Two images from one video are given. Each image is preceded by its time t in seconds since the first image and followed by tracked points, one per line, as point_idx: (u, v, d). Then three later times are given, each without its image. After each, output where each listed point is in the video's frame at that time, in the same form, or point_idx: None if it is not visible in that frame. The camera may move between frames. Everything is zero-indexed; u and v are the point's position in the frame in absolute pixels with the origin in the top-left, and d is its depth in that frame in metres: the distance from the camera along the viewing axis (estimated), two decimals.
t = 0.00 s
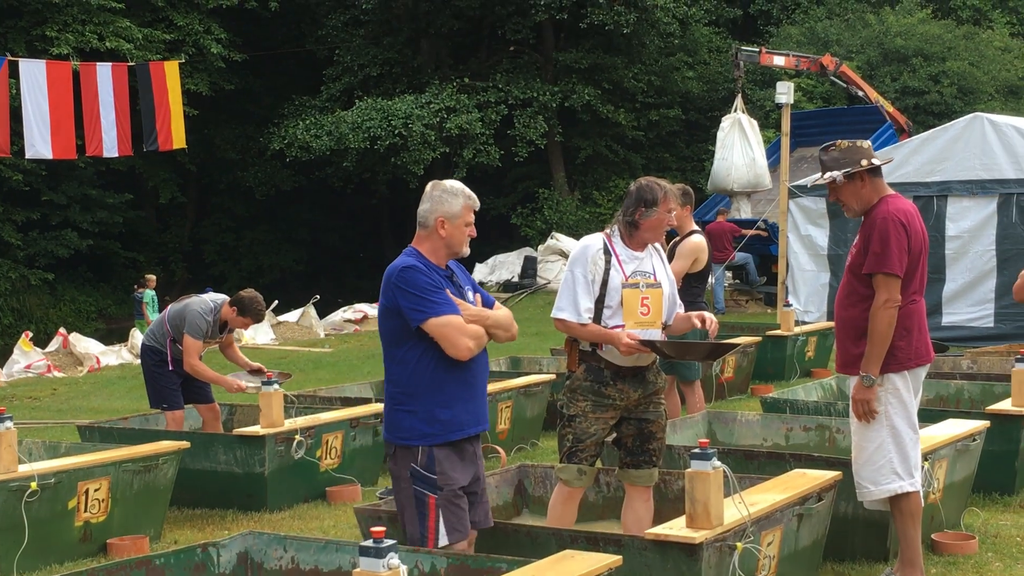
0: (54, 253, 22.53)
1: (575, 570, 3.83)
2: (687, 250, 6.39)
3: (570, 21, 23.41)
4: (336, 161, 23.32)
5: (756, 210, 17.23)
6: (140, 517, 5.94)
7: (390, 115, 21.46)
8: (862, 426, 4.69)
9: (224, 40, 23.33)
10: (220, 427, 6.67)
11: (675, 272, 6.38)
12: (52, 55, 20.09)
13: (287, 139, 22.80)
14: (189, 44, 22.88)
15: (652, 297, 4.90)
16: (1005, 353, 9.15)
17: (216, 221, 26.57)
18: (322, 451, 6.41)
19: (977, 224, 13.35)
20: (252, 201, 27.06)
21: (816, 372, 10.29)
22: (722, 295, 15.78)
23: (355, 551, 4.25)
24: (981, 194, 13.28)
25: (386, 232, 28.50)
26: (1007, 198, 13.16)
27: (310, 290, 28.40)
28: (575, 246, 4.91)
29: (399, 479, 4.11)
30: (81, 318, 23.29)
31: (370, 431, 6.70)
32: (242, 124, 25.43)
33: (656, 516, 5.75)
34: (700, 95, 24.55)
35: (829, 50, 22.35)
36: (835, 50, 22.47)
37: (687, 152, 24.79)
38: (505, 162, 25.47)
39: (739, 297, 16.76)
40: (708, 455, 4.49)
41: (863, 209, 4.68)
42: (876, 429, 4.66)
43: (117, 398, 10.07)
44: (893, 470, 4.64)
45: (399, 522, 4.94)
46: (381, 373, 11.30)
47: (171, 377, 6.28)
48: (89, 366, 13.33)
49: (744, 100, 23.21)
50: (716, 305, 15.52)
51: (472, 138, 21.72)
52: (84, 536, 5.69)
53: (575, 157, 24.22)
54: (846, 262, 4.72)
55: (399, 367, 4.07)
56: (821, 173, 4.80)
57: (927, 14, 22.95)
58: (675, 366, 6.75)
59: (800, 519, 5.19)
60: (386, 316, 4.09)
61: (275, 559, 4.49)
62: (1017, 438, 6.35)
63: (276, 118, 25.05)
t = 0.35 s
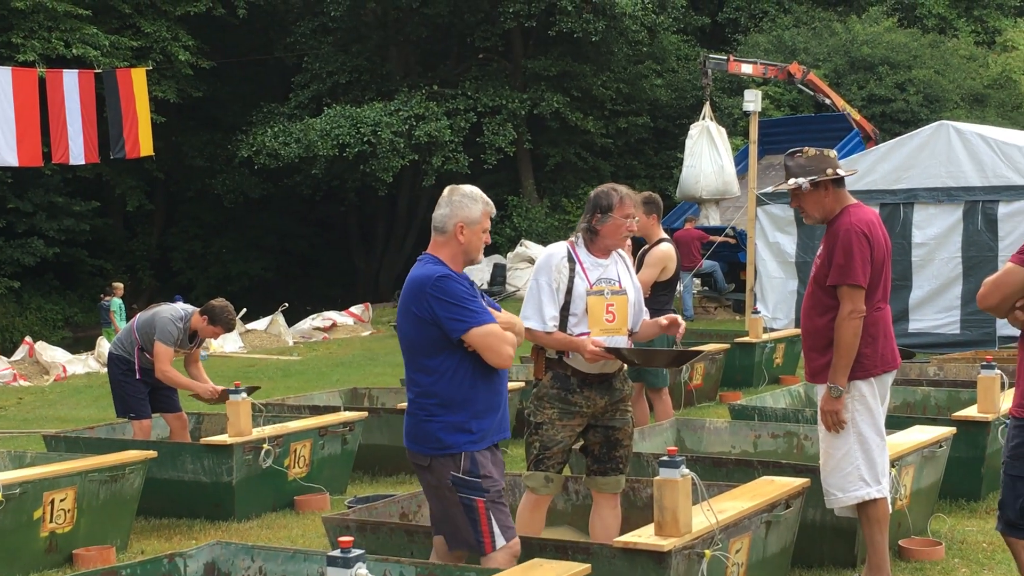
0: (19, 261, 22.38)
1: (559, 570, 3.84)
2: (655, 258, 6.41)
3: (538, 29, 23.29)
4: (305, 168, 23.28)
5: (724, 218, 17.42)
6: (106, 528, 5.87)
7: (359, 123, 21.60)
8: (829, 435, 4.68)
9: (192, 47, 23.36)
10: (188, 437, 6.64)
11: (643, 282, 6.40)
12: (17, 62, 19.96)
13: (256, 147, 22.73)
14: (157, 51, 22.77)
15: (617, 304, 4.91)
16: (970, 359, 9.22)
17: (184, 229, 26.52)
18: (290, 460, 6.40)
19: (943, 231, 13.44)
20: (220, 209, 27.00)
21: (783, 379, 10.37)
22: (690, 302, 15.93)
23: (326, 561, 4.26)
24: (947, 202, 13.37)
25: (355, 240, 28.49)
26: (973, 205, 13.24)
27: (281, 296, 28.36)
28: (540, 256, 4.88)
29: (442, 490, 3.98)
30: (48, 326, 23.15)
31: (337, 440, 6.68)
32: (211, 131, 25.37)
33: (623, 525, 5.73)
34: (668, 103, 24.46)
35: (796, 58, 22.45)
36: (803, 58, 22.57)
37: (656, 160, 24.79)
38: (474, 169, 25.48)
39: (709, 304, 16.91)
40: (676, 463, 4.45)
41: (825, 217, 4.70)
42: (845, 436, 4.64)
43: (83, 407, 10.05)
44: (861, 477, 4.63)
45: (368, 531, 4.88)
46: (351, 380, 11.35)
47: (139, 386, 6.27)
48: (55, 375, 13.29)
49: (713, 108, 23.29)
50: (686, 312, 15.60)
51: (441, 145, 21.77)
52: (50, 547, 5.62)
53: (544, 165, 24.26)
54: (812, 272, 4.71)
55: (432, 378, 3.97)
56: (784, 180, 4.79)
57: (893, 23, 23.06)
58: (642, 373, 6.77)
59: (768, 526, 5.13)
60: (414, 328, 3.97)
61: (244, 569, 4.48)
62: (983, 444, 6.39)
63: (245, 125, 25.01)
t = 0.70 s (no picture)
0: None
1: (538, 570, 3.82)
2: (631, 264, 6.42)
3: (514, 34, 23.41)
4: (281, 173, 23.25)
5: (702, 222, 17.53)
6: (81, 535, 5.83)
7: (335, 128, 21.52)
8: (805, 443, 4.68)
9: (167, 52, 23.27)
10: (164, 443, 6.62)
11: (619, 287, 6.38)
12: None
13: (231, 153, 22.63)
14: (133, 56, 22.71)
15: (584, 307, 4.91)
16: (943, 362, 9.29)
17: (160, 234, 26.45)
18: (266, 467, 6.38)
19: (917, 235, 13.55)
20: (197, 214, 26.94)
21: (761, 383, 10.42)
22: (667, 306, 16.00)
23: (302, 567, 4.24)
24: (921, 205, 13.46)
25: (332, 244, 28.49)
26: (947, 209, 13.30)
27: (260, 300, 28.32)
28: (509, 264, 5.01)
29: (498, 513, 3.72)
30: (23, 332, 23.04)
31: (314, 446, 6.67)
32: (188, 136, 25.32)
33: (600, 529, 5.73)
34: (645, 107, 24.59)
35: (771, 63, 22.55)
36: (778, 62, 22.62)
37: (632, 164, 24.82)
38: (451, 174, 25.49)
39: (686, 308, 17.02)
40: (653, 468, 4.38)
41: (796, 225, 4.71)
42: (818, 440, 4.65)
43: (58, 414, 10.02)
44: (836, 481, 4.64)
45: (345, 538, 4.82)
46: (328, 386, 11.35)
47: (114, 394, 6.25)
48: (30, 382, 13.23)
49: (688, 112, 23.38)
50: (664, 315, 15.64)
51: (417, 150, 21.80)
52: (24, 555, 5.55)
53: (521, 169, 24.27)
54: (783, 280, 4.72)
55: (489, 397, 3.68)
56: (754, 188, 4.81)
57: (867, 28, 23.14)
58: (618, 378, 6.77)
59: (745, 530, 5.09)
60: (471, 345, 3.66)
61: None
62: (957, 447, 6.45)
63: (221, 130, 24.97)
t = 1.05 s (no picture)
0: None
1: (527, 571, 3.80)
2: (627, 262, 6.44)
3: (509, 33, 23.46)
4: (276, 172, 23.23)
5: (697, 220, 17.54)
6: (77, 534, 5.84)
7: (330, 127, 21.50)
8: (795, 440, 4.69)
9: (162, 51, 23.24)
10: (158, 442, 6.62)
11: (614, 285, 6.44)
12: None
13: (226, 152, 22.51)
14: (127, 55, 22.68)
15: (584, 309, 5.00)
16: (938, 360, 9.28)
17: (155, 234, 26.44)
18: (261, 466, 6.38)
19: (912, 234, 13.54)
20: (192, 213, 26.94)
21: (756, 381, 10.42)
22: (662, 304, 16.02)
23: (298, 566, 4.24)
24: (916, 204, 13.47)
25: (327, 244, 28.50)
26: (941, 207, 13.31)
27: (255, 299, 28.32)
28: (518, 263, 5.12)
29: (535, 512, 3.63)
30: (18, 332, 23.01)
31: (309, 445, 6.67)
32: (182, 135, 25.31)
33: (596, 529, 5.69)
34: (639, 106, 24.69)
35: (767, 62, 22.56)
36: (773, 61, 22.63)
37: (627, 163, 24.82)
38: (446, 173, 25.48)
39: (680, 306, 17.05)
40: (647, 466, 4.37)
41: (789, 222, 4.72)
42: (808, 438, 4.66)
43: (52, 414, 10.01)
44: (827, 479, 4.63)
45: (340, 536, 4.81)
46: (322, 386, 11.35)
47: (108, 394, 6.24)
48: (25, 382, 13.20)
49: (683, 111, 23.41)
50: (659, 314, 15.64)
51: (412, 149, 21.81)
52: (19, 556, 5.54)
53: (516, 167, 24.26)
54: (776, 276, 4.72)
55: (539, 392, 3.60)
56: (748, 185, 4.80)
57: (861, 26, 23.14)
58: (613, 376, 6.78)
59: (739, 528, 5.09)
60: (521, 339, 3.58)
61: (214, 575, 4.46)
62: (952, 444, 6.45)
63: (216, 129, 24.96)
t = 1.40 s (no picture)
0: None
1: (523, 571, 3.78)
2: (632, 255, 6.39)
3: (513, 26, 23.47)
4: (280, 165, 23.23)
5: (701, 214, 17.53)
6: (82, 527, 5.85)
7: (335, 120, 21.51)
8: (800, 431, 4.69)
9: (165, 44, 23.26)
10: (163, 435, 6.63)
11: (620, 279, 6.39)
12: None
13: (230, 145, 22.52)
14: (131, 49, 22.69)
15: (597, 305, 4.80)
16: (942, 352, 9.28)
17: (160, 228, 26.47)
18: (266, 459, 6.40)
19: (917, 226, 13.55)
20: (196, 206, 26.96)
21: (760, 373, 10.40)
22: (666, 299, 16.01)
23: (302, 559, 4.24)
24: (921, 196, 13.47)
25: (330, 238, 28.53)
26: (947, 200, 13.30)
27: (259, 293, 28.35)
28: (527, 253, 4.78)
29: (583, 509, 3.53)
30: (22, 325, 23.05)
31: (314, 438, 6.69)
32: (186, 129, 25.33)
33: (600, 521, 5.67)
34: (644, 99, 24.71)
35: (771, 54, 22.53)
36: (777, 53, 22.61)
37: (632, 156, 24.88)
38: (451, 166, 25.49)
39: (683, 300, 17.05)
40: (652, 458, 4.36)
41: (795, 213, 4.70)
42: (814, 430, 4.65)
43: (58, 407, 10.03)
44: (833, 472, 4.63)
45: (345, 529, 4.82)
46: (328, 378, 11.37)
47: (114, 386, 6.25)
48: (30, 375, 13.22)
49: (688, 104, 23.44)
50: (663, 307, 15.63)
51: (417, 142, 21.81)
52: (25, 548, 5.56)
53: (520, 161, 24.27)
54: (781, 268, 4.72)
55: (597, 387, 3.51)
56: (754, 177, 4.81)
57: (866, 18, 23.11)
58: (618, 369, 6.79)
59: (744, 521, 5.08)
60: (577, 333, 3.52)
61: (219, 568, 4.46)
62: (957, 437, 6.43)
63: (220, 122, 24.97)
